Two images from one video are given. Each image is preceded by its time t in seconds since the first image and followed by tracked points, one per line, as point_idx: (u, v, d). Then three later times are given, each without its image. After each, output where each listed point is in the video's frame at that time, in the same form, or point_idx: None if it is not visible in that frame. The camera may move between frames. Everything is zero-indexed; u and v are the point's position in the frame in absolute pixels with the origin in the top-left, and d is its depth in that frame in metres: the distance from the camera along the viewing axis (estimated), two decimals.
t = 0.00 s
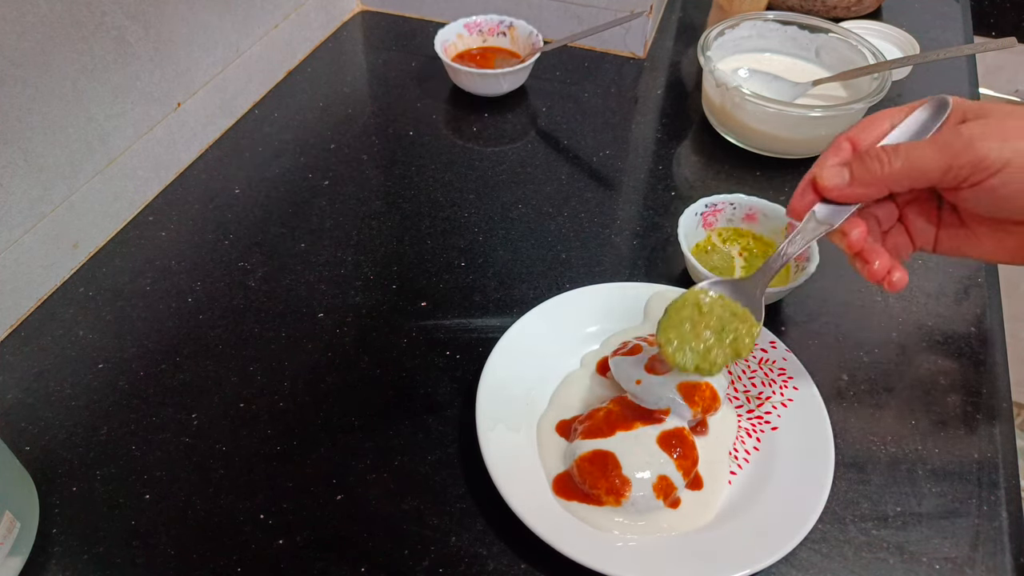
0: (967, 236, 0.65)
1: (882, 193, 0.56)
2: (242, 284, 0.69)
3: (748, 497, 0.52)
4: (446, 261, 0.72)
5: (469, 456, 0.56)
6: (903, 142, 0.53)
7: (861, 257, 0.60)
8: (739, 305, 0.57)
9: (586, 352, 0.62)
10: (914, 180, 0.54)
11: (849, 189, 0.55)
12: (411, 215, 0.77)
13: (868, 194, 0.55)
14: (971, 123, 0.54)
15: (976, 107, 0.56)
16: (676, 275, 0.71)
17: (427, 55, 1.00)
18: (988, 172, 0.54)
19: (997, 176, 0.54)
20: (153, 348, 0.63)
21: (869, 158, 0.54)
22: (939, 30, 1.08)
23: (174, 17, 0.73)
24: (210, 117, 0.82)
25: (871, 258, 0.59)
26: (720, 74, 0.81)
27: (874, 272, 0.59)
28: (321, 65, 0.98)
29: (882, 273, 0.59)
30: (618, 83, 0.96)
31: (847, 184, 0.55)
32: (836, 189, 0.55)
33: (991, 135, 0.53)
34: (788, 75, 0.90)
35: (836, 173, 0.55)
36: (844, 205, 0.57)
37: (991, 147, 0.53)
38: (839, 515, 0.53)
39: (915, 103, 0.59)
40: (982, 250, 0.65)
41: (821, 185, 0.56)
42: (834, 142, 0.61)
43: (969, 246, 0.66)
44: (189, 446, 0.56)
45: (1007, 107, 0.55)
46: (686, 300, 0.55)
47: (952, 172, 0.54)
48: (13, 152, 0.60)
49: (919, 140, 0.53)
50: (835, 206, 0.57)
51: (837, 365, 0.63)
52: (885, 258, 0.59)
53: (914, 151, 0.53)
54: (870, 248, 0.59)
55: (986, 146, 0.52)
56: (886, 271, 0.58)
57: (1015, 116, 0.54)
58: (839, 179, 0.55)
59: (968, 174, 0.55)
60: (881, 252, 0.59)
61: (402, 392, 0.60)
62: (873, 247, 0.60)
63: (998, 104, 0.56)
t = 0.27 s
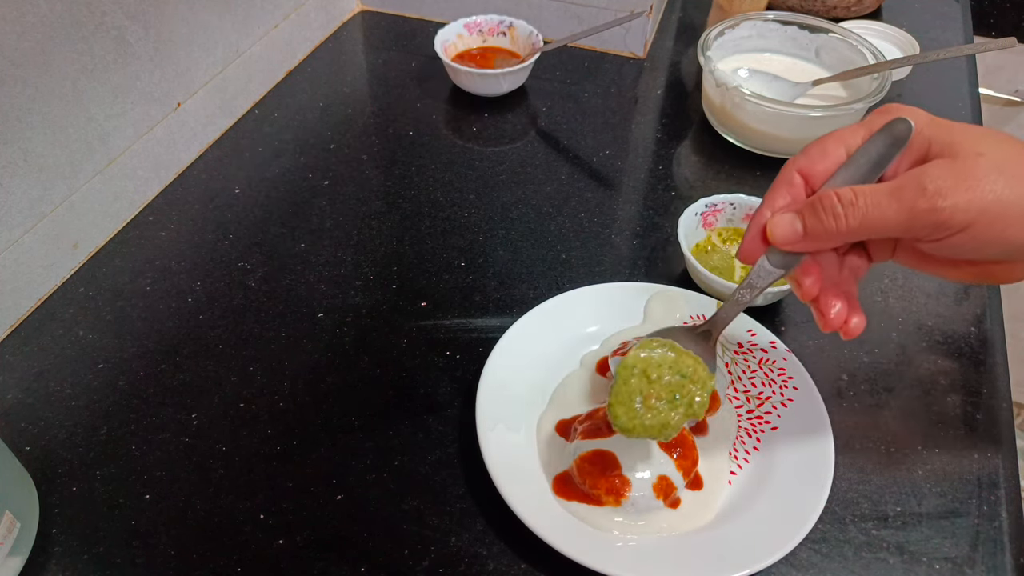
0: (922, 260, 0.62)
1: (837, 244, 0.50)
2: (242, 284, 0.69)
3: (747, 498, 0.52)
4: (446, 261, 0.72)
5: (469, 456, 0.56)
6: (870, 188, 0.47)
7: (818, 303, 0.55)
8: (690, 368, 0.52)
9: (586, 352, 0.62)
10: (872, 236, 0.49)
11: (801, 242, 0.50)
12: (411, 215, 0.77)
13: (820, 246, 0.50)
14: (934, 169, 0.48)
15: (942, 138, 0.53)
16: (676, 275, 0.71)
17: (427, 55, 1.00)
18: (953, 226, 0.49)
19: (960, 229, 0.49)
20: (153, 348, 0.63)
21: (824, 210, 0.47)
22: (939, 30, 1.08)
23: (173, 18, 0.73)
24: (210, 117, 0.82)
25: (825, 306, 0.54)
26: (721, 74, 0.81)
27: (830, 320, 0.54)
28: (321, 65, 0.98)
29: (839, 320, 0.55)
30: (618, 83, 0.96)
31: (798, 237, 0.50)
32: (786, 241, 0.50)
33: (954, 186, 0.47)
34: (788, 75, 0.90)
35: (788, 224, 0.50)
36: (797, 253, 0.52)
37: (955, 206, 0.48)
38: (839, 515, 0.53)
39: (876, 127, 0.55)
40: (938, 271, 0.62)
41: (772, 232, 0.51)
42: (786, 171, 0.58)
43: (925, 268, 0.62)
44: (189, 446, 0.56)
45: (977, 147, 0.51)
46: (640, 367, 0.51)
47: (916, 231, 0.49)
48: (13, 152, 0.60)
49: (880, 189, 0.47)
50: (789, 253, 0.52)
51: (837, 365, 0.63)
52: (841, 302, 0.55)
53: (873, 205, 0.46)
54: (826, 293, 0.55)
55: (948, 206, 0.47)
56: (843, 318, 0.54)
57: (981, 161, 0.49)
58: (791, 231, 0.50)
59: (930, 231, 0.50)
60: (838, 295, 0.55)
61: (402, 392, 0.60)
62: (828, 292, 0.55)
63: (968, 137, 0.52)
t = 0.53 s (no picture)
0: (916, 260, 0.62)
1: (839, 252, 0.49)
2: (241, 284, 0.69)
3: (747, 498, 0.52)
4: (446, 261, 0.72)
5: (469, 456, 0.56)
6: (875, 196, 0.46)
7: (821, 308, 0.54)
8: (689, 383, 0.51)
9: (586, 352, 0.62)
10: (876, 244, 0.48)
11: (803, 250, 0.49)
12: (411, 215, 0.77)
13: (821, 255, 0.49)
14: (940, 177, 0.48)
15: (949, 143, 0.53)
16: (676, 275, 0.71)
17: (427, 55, 1.00)
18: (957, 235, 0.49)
19: (966, 237, 0.50)
20: (153, 348, 0.63)
21: (829, 219, 0.46)
22: (938, 30, 1.08)
23: (174, 17, 0.73)
24: (210, 117, 0.82)
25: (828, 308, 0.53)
26: (721, 74, 0.81)
27: (832, 326, 0.53)
28: (320, 65, 0.97)
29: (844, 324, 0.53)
30: (618, 83, 0.96)
31: (801, 245, 0.48)
32: (789, 249, 0.49)
33: (959, 196, 0.48)
34: (788, 75, 0.90)
35: (791, 232, 0.48)
36: (799, 260, 0.50)
37: (961, 213, 0.48)
38: (839, 515, 0.53)
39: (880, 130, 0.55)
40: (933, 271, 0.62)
41: (773, 239, 0.49)
42: (787, 174, 0.57)
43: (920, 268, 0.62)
44: (189, 446, 0.56)
45: (983, 153, 0.51)
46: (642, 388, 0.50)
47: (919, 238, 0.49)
48: (13, 152, 0.60)
49: (885, 198, 0.46)
50: (791, 260, 0.51)
51: (837, 365, 0.63)
52: (845, 305, 0.53)
53: (877, 214, 0.46)
54: (831, 296, 0.54)
55: (951, 213, 0.47)
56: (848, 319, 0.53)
57: (987, 169, 0.50)
58: (794, 239, 0.49)
59: (933, 239, 0.49)
60: (840, 299, 0.54)
61: (402, 392, 0.60)
62: (831, 293, 0.54)
63: (974, 143, 0.52)
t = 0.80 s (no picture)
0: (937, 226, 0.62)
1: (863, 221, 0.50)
2: (241, 284, 0.69)
3: (748, 497, 0.52)
4: (446, 261, 0.72)
5: (469, 456, 0.56)
6: (902, 166, 0.47)
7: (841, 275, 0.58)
8: (708, 348, 0.55)
9: (586, 352, 0.62)
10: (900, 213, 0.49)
11: (828, 219, 0.50)
12: (411, 215, 0.77)
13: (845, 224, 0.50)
14: (964, 148, 0.49)
15: (975, 114, 0.53)
16: (676, 275, 0.71)
17: (427, 54, 1.00)
18: (980, 204, 0.50)
19: (989, 207, 0.51)
20: (153, 348, 0.63)
21: (855, 189, 0.47)
22: (938, 30, 1.08)
23: (174, 17, 0.73)
24: (210, 117, 0.82)
25: (847, 276, 0.57)
26: (721, 73, 0.81)
27: (851, 289, 0.57)
28: (321, 65, 0.98)
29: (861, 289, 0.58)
30: (618, 84, 0.96)
31: (826, 214, 0.49)
32: (813, 217, 0.50)
33: (984, 167, 0.48)
34: (788, 75, 0.90)
35: (815, 201, 0.49)
36: (823, 228, 0.52)
37: (985, 183, 0.48)
38: (839, 515, 0.53)
39: (909, 101, 0.55)
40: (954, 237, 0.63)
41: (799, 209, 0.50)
42: (814, 144, 0.58)
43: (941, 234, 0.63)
44: (189, 446, 0.56)
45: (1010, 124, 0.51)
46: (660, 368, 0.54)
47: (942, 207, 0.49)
48: (13, 152, 0.60)
49: (910, 167, 0.47)
50: (816, 228, 0.52)
51: (837, 365, 0.63)
52: (863, 271, 0.57)
53: (903, 184, 0.47)
54: (851, 263, 0.57)
55: (976, 181, 0.48)
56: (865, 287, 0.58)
57: (1012, 141, 0.50)
58: (818, 207, 0.50)
59: (957, 208, 0.50)
60: (858, 264, 0.57)
61: (402, 392, 0.60)
62: (852, 260, 0.57)
63: (1000, 114, 0.53)
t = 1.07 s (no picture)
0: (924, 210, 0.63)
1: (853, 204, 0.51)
2: (241, 284, 0.69)
3: (748, 497, 0.52)
4: (446, 261, 0.72)
5: (469, 456, 0.56)
6: (895, 157, 0.47)
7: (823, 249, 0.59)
8: (686, 315, 0.58)
9: (585, 353, 0.63)
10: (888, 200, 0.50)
11: (820, 201, 0.50)
12: (411, 215, 0.77)
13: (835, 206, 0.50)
14: (958, 139, 0.49)
15: (974, 107, 0.51)
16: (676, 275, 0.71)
17: (427, 54, 1.00)
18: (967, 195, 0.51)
19: (976, 198, 0.51)
20: (153, 348, 0.63)
21: (849, 175, 0.48)
22: (938, 30, 1.08)
23: (174, 17, 0.73)
24: (210, 117, 0.82)
25: (829, 248, 0.58)
26: (721, 74, 0.81)
27: (832, 264, 0.58)
28: (321, 65, 0.97)
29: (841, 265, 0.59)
30: (618, 84, 0.96)
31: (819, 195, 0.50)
32: (806, 198, 0.50)
33: (975, 160, 0.49)
34: (788, 75, 0.90)
35: (809, 182, 0.49)
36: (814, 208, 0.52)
37: (974, 175, 0.49)
38: (839, 515, 0.53)
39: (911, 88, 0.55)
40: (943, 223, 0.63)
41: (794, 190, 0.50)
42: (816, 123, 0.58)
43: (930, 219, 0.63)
44: (189, 446, 0.56)
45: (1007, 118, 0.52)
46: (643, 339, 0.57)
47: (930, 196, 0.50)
48: (13, 152, 0.60)
49: (903, 158, 0.47)
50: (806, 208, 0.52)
51: (837, 365, 0.63)
52: (843, 244, 0.58)
53: (894, 174, 0.47)
54: (834, 237, 0.58)
55: (965, 173, 0.49)
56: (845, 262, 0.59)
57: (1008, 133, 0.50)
58: (812, 190, 0.50)
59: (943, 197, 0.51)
60: (841, 240, 0.58)
61: (402, 392, 0.60)
62: (834, 234, 0.58)
63: (1003, 103, 0.51)
